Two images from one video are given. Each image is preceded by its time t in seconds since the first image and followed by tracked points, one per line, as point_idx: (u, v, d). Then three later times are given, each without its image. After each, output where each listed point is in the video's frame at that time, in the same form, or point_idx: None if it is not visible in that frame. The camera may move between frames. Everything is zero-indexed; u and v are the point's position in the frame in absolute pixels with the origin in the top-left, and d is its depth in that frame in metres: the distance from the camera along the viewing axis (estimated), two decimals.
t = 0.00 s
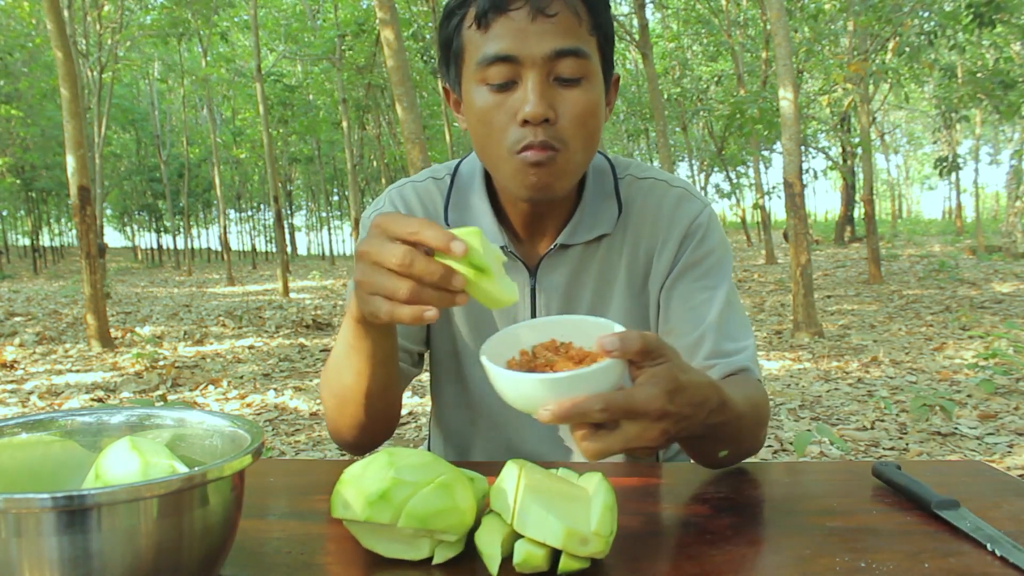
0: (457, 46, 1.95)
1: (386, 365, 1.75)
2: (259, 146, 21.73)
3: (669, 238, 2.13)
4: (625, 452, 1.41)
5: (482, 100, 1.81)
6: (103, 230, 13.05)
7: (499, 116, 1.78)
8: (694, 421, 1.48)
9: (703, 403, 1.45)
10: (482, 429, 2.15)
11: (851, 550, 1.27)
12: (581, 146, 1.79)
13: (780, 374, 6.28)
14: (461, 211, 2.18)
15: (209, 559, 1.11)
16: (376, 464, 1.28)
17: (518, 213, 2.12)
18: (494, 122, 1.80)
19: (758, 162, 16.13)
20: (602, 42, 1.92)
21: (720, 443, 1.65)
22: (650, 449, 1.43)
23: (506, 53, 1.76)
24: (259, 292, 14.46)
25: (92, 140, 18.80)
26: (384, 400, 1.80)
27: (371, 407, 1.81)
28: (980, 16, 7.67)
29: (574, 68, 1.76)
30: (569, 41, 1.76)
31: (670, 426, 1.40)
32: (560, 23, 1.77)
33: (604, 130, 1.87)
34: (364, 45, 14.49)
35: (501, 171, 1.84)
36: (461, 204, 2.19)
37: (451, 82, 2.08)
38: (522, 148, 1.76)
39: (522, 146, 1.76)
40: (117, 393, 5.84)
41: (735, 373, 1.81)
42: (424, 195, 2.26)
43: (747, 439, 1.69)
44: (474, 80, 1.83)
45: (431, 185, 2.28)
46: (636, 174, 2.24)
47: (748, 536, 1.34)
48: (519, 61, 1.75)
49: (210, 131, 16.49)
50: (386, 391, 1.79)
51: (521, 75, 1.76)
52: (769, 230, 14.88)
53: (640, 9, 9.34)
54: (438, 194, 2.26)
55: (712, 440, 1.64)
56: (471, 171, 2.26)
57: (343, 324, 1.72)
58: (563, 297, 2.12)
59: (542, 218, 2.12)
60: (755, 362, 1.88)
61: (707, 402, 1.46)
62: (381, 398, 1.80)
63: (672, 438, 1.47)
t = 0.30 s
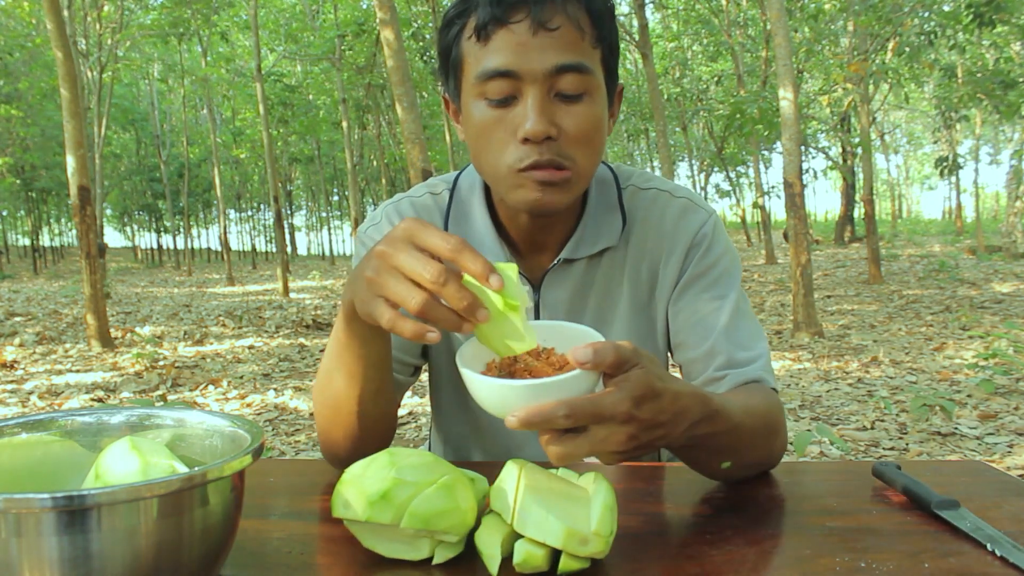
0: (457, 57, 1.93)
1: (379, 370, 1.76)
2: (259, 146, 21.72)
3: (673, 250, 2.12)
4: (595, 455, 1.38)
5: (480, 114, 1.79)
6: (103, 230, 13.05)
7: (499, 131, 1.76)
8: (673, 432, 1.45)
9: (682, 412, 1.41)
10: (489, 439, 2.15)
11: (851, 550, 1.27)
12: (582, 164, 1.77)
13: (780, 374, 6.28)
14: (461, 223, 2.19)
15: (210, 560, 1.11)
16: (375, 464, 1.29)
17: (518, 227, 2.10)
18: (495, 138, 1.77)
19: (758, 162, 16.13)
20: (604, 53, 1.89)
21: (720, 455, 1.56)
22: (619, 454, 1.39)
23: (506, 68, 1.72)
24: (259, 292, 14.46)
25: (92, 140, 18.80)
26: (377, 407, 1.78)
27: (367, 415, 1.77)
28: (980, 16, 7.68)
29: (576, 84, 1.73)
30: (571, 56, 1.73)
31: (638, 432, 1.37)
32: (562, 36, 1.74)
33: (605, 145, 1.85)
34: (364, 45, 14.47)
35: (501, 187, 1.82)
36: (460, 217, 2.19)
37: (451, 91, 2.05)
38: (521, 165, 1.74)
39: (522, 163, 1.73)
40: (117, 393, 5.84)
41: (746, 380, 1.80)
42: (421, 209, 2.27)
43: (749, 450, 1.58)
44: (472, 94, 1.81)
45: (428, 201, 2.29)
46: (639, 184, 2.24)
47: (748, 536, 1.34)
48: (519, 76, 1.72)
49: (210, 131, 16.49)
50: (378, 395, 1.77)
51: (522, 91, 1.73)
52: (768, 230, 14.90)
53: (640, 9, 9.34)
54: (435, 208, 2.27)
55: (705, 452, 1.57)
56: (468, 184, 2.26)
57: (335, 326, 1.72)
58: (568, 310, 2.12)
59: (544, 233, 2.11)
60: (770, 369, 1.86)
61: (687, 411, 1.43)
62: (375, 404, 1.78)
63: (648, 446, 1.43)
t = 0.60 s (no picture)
0: (443, 68, 1.89)
1: (365, 376, 1.76)
2: (259, 146, 21.73)
3: (672, 251, 2.12)
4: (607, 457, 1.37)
5: (467, 129, 1.76)
6: (103, 230, 13.04)
7: (486, 148, 1.74)
8: (678, 424, 1.45)
9: (684, 405, 1.42)
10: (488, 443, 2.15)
11: (851, 549, 1.27)
12: (571, 178, 1.74)
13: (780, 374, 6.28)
14: (455, 226, 2.18)
15: (209, 561, 1.11)
16: (375, 466, 1.29)
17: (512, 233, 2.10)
18: (482, 154, 1.75)
19: (758, 162, 16.13)
20: (594, 61, 1.85)
21: (728, 450, 1.58)
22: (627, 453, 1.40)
23: (491, 83, 1.69)
24: (259, 292, 14.46)
25: (92, 140, 18.80)
26: (364, 414, 1.78)
27: (352, 421, 1.76)
28: (979, 16, 7.68)
29: (564, 98, 1.70)
30: (558, 70, 1.70)
31: (644, 429, 1.38)
32: (548, 50, 1.71)
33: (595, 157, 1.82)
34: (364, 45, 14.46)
35: (490, 203, 1.80)
36: (455, 221, 2.19)
37: (438, 100, 2.02)
38: (510, 183, 1.72)
39: (510, 181, 1.72)
40: (117, 393, 5.84)
41: (758, 381, 1.79)
42: (417, 210, 2.27)
43: (751, 449, 1.58)
44: (459, 109, 1.78)
45: (425, 202, 2.29)
46: (635, 187, 2.24)
47: (748, 536, 1.34)
48: (506, 92, 1.69)
49: (210, 131, 16.49)
50: (365, 402, 1.77)
51: (509, 107, 1.69)
52: (769, 230, 14.91)
53: (640, 9, 9.34)
54: (431, 210, 2.28)
55: (710, 447, 1.58)
56: (465, 189, 2.26)
57: (322, 328, 1.72)
58: (564, 315, 2.12)
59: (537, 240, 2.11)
60: (781, 370, 1.85)
61: (690, 404, 1.44)
62: (362, 410, 1.77)
63: (654, 441, 1.43)
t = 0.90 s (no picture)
0: (438, 73, 1.89)
1: (368, 376, 1.74)
2: (259, 146, 21.73)
3: (672, 252, 2.12)
4: (605, 453, 1.37)
5: (462, 134, 1.76)
6: (103, 230, 13.05)
7: (481, 153, 1.74)
8: (673, 415, 1.44)
9: (679, 398, 1.42)
10: (487, 442, 2.13)
11: (852, 550, 1.27)
12: (568, 183, 1.74)
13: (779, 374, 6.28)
14: (455, 224, 2.18)
15: (209, 561, 1.11)
16: (376, 465, 1.29)
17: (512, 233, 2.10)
18: (477, 158, 1.75)
19: (758, 162, 16.14)
20: (590, 64, 1.85)
21: (726, 447, 1.58)
22: (627, 447, 1.39)
23: (486, 88, 1.69)
24: (259, 292, 14.47)
25: (92, 140, 18.80)
26: (365, 415, 1.76)
27: (353, 421, 1.75)
28: (979, 16, 7.67)
29: (559, 102, 1.69)
30: (553, 73, 1.70)
31: (643, 418, 1.37)
32: (543, 53, 1.70)
33: (591, 160, 1.82)
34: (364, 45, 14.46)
35: (486, 208, 1.80)
36: (455, 217, 2.19)
37: (435, 104, 2.02)
38: (505, 188, 1.72)
39: (505, 186, 1.72)
40: (117, 393, 5.84)
41: (759, 380, 1.79)
42: (418, 205, 2.27)
43: (751, 445, 1.58)
44: (454, 114, 1.78)
45: (426, 197, 2.29)
46: (633, 187, 2.24)
47: (749, 536, 1.34)
48: (501, 97, 1.68)
49: (210, 131, 16.49)
50: (366, 403, 1.76)
51: (504, 111, 1.69)
52: (769, 230, 14.92)
53: (640, 8, 9.33)
54: (432, 206, 2.27)
55: (708, 443, 1.58)
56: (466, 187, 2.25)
57: (327, 325, 1.69)
58: (561, 316, 2.12)
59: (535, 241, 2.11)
60: (782, 371, 1.86)
61: (685, 397, 1.44)
62: (362, 410, 1.76)
63: (652, 434, 1.43)
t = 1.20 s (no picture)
0: (436, 77, 1.89)
1: (374, 376, 1.74)
2: (259, 146, 21.74)
3: (671, 252, 2.11)
4: (599, 453, 1.36)
5: (461, 139, 1.76)
6: (103, 230, 13.06)
7: (481, 159, 1.74)
8: (669, 417, 1.44)
9: (673, 398, 1.42)
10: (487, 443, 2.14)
11: (851, 550, 1.27)
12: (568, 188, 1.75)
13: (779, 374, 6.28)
14: (455, 225, 2.18)
15: (210, 560, 1.11)
16: (375, 465, 1.29)
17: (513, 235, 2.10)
18: (477, 163, 1.75)
19: (758, 162, 16.15)
20: (589, 67, 1.85)
21: (723, 448, 1.58)
22: (622, 447, 1.39)
23: (484, 94, 1.69)
24: (260, 292, 14.47)
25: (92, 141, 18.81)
26: (368, 414, 1.77)
27: (357, 419, 1.76)
28: (979, 16, 7.67)
29: (559, 107, 1.69)
30: (551, 79, 1.69)
31: (637, 419, 1.36)
32: (542, 59, 1.69)
33: (591, 163, 1.82)
34: (364, 45, 14.46)
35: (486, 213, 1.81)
36: (455, 217, 2.19)
37: (433, 107, 2.02)
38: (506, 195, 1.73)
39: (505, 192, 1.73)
40: (117, 393, 5.84)
41: (759, 380, 1.79)
42: (419, 205, 2.27)
43: (750, 445, 1.59)
44: (453, 119, 1.78)
45: (427, 196, 2.29)
46: (632, 187, 2.24)
47: (749, 536, 1.34)
48: (500, 103, 1.68)
49: (210, 131, 16.49)
50: (371, 401, 1.76)
51: (503, 117, 1.69)
52: (769, 230, 14.94)
53: (640, 8, 9.33)
54: (432, 205, 2.27)
55: (706, 444, 1.58)
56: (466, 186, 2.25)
57: (335, 321, 1.69)
58: (560, 319, 2.12)
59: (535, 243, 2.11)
60: (782, 371, 1.86)
61: (679, 397, 1.44)
62: (367, 408, 1.76)
63: (648, 434, 1.43)
